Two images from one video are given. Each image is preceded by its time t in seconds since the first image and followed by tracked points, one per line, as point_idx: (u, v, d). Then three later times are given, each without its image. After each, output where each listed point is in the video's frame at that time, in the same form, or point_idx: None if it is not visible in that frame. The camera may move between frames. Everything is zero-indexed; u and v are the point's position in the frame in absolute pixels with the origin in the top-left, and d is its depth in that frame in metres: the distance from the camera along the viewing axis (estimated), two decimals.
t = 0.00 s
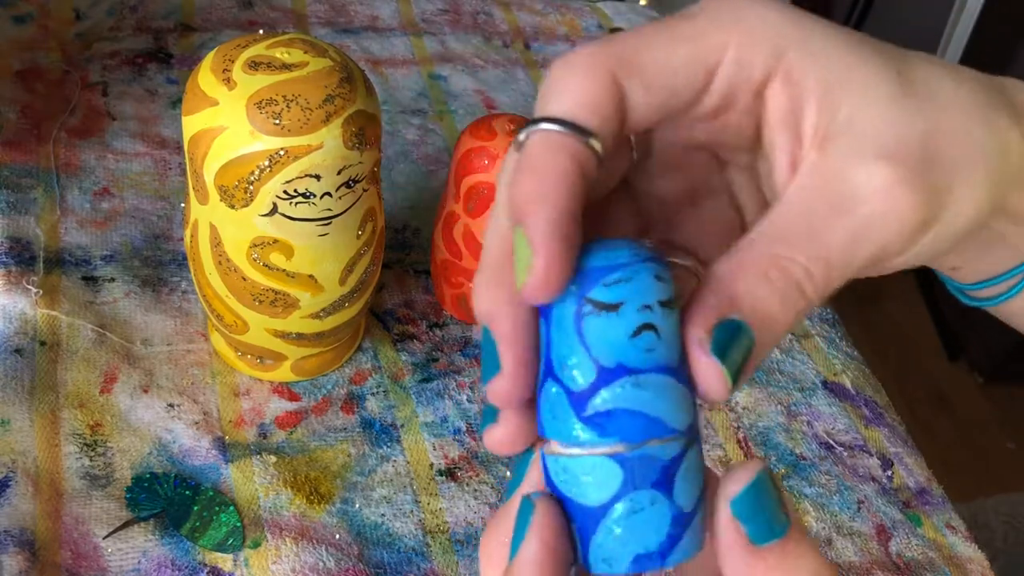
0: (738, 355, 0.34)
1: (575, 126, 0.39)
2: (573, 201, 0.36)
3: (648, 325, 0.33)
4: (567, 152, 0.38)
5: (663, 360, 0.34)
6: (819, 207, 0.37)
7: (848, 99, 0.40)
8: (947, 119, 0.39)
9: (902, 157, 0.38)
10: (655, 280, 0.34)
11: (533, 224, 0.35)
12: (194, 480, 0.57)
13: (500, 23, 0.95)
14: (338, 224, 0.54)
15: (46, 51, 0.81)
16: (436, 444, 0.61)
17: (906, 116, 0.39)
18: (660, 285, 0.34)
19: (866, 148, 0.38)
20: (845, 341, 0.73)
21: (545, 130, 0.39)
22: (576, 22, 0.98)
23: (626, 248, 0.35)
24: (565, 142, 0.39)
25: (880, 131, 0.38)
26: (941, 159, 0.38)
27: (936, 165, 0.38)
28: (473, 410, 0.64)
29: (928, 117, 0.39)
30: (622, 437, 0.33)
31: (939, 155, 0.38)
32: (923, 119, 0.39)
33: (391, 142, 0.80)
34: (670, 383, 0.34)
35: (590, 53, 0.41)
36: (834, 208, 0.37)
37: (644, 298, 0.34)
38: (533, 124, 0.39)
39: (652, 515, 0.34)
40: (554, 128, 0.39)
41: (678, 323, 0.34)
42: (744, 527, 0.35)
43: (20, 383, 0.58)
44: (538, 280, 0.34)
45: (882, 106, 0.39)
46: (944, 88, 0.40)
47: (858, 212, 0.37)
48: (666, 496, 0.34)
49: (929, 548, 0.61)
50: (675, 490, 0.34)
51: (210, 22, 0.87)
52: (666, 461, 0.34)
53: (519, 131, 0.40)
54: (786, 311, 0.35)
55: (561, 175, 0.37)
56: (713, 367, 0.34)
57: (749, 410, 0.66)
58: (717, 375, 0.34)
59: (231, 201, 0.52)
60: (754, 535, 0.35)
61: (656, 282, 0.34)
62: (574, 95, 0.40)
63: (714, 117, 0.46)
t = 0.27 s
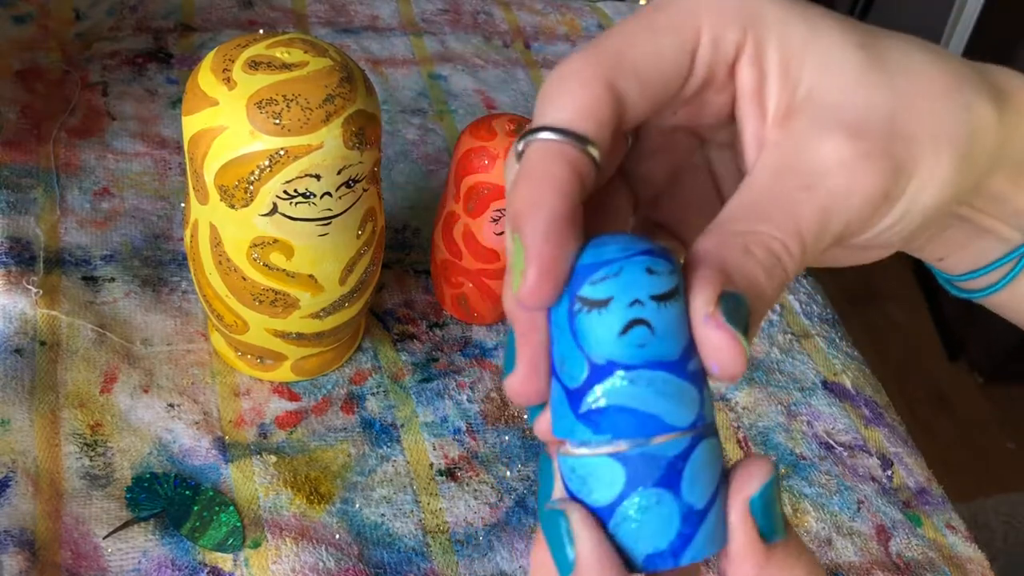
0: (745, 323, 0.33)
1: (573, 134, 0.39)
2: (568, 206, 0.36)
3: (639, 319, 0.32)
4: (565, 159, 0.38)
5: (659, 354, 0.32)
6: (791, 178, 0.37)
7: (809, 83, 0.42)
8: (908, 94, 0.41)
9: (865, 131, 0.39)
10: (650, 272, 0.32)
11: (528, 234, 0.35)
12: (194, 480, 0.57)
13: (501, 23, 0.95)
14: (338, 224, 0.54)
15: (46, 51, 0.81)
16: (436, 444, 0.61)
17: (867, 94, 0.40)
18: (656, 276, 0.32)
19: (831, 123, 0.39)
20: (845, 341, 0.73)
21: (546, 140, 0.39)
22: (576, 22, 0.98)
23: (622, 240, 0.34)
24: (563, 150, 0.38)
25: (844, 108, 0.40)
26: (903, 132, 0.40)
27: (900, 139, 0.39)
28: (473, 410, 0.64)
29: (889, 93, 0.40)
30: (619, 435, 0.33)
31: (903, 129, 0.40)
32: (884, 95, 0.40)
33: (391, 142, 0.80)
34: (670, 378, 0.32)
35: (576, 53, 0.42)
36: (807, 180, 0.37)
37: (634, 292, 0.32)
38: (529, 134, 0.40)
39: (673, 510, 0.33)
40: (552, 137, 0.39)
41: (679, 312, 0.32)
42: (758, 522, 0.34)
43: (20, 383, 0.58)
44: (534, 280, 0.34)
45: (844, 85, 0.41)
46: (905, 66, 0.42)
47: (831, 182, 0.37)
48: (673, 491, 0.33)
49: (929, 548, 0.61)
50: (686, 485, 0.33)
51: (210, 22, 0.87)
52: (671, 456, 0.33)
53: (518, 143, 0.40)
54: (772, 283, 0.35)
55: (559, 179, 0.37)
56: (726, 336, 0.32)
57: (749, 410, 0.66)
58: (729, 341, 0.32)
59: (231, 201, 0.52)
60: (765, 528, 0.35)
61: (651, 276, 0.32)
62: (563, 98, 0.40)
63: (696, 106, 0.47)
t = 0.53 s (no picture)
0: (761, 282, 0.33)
1: (588, 106, 0.38)
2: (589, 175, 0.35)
3: (660, 286, 0.31)
4: (584, 129, 0.37)
5: (681, 320, 0.32)
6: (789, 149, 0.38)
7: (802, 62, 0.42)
8: (897, 67, 0.41)
9: (861, 101, 0.39)
10: (669, 239, 0.32)
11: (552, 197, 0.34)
12: (194, 480, 0.57)
13: (500, 23, 0.95)
14: (338, 224, 0.54)
15: (46, 51, 0.81)
16: (436, 444, 0.61)
17: (856, 67, 0.41)
18: (676, 241, 0.32)
19: (826, 96, 0.40)
20: (844, 341, 0.73)
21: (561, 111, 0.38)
22: (576, 22, 0.98)
23: (638, 209, 0.33)
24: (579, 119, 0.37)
25: (837, 81, 0.40)
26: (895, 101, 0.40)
27: (892, 109, 0.40)
28: (473, 410, 0.64)
29: (879, 66, 0.41)
30: (649, 406, 0.32)
31: (895, 100, 0.40)
32: (874, 68, 0.41)
33: (391, 142, 0.80)
34: (694, 347, 0.32)
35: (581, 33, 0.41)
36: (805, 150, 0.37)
37: (654, 260, 0.32)
38: (543, 106, 0.38)
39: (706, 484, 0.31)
40: (566, 107, 0.38)
41: (698, 278, 0.32)
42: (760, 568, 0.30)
43: (20, 383, 0.58)
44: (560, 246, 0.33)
45: (836, 61, 0.41)
46: (893, 43, 0.43)
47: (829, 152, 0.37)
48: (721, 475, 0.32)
49: (929, 548, 0.61)
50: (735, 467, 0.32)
51: (210, 22, 0.87)
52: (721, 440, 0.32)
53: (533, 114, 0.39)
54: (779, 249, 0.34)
55: (579, 149, 0.36)
56: (748, 288, 0.32)
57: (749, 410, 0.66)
58: (750, 294, 0.32)
59: (231, 201, 0.52)
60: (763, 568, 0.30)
61: (669, 244, 0.32)
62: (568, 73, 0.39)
63: (700, 85, 0.46)
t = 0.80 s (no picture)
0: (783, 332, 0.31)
1: (596, 135, 0.38)
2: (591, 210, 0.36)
3: (637, 337, 0.31)
4: (589, 164, 0.38)
5: (664, 372, 0.31)
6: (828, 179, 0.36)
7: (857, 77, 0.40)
8: (950, 86, 0.39)
9: (903, 126, 0.38)
10: (651, 288, 0.31)
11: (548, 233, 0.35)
12: (194, 480, 0.57)
13: (500, 23, 0.95)
14: (338, 224, 0.54)
15: (46, 51, 0.81)
16: (436, 444, 0.61)
17: (908, 89, 0.39)
18: (661, 288, 0.31)
19: (869, 118, 0.38)
20: (844, 341, 0.73)
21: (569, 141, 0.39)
22: (576, 22, 0.98)
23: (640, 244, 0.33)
24: (588, 153, 0.38)
25: (885, 100, 0.38)
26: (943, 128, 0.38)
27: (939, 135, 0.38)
28: (473, 410, 0.64)
29: (932, 85, 0.39)
30: (638, 451, 0.32)
31: (942, 123, 0.38)
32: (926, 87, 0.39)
33: (391, 142, 0.80)
34: (684, 396, 0.31)
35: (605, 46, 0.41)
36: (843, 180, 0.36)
37: (630, 311, 0.31)
38: (553, 134, 0.39)
39: (693, 514, 0.32)
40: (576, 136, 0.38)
41: (688, 324, 0.31)
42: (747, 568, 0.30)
43: (20, 383, 0.58)
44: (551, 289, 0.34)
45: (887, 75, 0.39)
46: (947, 57, 0.40)
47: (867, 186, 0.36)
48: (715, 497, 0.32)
49: (929, 548, 0.61)
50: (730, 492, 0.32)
51: (210, 22, 0.87)
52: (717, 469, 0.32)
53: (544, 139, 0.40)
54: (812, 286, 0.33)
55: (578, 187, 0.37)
56: (770, 344, 0.30)
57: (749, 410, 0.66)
58: (775, 352, 0.30)
59: (231, 201, 0.52)
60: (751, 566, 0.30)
61: (650, 292, 0.31)
62: (585, 88, 0.40)
63: (725, 91, 0.45)
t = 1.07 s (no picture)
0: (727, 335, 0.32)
1: (564, 190, 0.41)
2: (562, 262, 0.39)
3: (601, 347, 0.33)
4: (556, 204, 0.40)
5: (630, 377, 0.33)
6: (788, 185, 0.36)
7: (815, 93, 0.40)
8: (915, 83, 0.39)
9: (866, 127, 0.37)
10: (609, 303, 0.33)
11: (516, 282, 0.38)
12: (194, 480, 0.57)
13: (500, 23, 0.95)
14: (338, 224, 0.54)
15: (46, 51, 0.81)
16: (436, 444, 0.61)
17: (872, 94, 0.39)
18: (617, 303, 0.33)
19: (829, 124, 0.37)
20: (844, 341, 0.73)
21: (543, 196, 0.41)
22: (576, 22, 0.98)
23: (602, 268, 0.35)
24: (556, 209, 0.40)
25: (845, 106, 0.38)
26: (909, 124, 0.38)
27: (906, 132, 0.38)
28: (473, 410, 0.64)
29: (894, 86, 0.39)
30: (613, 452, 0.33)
31: (908, 123, 0.38)
32: (888, 88, 0.39)
33: (391, 142, 0.80)
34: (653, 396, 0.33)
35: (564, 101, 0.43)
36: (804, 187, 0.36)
37: (591, 326, 0.33)
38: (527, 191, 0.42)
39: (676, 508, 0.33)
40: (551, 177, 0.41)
41: (646, 331, 0.33)
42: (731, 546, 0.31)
43: (20, 383, 0.58)
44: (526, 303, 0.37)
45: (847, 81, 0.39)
46: (906, 56, 0.40)
47: (828, 188, 0.36)
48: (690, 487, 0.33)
49: (929, 548, 0.61)
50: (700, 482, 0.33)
51: (210, 22, 0.87)
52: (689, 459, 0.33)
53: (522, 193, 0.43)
54: (764, 294, 0.33)
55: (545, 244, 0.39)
56: (698, 351, 0.31)
57: (749, 410, 0.66)
58: (705, 361, 0.31)
59: (231, 201, 0.52)
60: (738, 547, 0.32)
61: (610, 307, 0.33)
62: (551, 142, 0.42)
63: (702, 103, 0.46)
